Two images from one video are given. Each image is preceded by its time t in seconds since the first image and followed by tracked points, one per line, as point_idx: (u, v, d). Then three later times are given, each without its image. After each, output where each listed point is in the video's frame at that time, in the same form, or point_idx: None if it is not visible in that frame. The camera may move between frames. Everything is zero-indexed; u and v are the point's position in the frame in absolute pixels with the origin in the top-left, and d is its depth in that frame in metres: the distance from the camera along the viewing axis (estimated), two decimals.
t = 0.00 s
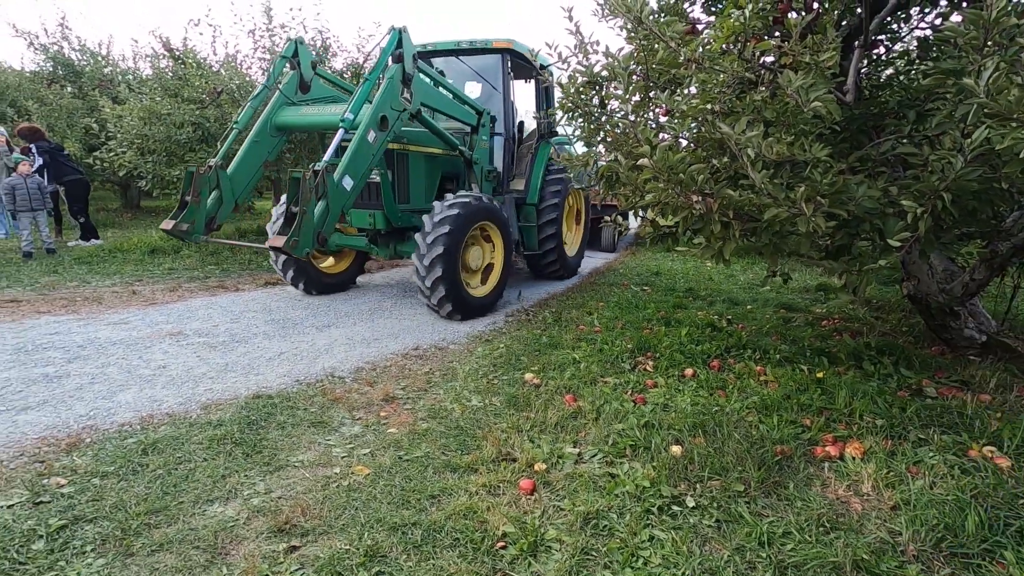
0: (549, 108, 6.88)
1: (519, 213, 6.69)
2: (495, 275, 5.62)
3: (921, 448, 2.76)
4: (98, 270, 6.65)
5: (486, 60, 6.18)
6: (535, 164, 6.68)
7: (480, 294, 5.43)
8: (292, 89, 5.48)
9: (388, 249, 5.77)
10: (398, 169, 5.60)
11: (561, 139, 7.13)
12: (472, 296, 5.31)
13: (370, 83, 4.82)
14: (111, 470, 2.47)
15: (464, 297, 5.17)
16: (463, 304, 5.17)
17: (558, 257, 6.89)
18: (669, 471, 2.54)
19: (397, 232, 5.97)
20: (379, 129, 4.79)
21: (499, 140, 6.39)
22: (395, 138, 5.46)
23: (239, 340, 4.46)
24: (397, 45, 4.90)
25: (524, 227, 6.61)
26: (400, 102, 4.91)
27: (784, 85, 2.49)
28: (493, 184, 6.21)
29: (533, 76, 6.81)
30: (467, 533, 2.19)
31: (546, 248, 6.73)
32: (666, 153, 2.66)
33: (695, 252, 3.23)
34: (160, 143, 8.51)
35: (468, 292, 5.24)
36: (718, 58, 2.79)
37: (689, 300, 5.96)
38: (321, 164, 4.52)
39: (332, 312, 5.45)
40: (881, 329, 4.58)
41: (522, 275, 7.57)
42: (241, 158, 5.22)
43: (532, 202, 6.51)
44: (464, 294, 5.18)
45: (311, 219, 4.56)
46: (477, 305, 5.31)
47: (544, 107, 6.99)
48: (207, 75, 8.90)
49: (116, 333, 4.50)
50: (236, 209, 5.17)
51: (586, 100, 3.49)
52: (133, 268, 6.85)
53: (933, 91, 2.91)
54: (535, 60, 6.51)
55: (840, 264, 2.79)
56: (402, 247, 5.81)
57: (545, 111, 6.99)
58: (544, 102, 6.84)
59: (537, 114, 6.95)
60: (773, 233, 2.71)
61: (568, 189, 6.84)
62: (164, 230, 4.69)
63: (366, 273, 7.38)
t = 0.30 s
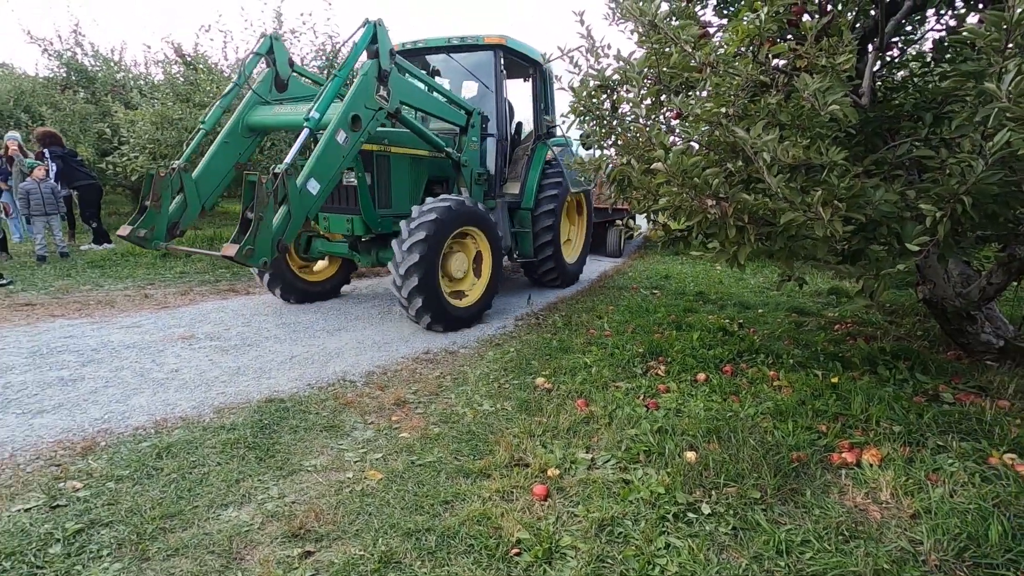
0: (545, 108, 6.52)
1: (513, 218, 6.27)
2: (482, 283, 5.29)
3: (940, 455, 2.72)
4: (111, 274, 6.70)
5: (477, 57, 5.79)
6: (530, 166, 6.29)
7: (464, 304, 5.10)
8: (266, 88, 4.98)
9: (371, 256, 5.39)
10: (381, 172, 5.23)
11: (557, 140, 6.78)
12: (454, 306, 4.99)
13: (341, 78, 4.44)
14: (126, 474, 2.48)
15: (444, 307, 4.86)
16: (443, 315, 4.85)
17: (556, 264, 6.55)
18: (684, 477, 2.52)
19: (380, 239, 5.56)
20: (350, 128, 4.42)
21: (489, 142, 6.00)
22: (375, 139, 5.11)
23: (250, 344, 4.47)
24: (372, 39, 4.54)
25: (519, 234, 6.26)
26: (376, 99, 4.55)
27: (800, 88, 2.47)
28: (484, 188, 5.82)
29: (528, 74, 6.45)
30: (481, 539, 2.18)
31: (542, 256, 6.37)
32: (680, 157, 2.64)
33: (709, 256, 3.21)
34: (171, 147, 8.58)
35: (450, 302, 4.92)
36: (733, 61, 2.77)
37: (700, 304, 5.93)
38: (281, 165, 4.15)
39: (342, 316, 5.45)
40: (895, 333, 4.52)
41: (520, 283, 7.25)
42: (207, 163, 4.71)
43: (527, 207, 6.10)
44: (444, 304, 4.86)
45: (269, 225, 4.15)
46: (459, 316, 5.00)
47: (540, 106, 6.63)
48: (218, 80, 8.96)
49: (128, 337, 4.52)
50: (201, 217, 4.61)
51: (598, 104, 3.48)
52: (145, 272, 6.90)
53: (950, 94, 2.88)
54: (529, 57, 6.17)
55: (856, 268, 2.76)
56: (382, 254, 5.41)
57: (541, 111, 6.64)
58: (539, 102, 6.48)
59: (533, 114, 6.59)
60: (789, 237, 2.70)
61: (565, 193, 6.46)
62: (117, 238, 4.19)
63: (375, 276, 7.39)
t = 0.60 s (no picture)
0: (542, 108, 6.23)
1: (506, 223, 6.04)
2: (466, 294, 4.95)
3: (961, 464, 2.68)
4: (125, 277, 6.77)
5: (469, 54, 5.52)
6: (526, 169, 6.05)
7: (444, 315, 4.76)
8: (237, 88, 4.85)
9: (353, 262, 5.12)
10: (360, 174, 4.90)
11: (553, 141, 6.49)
12: (435, 317, 4.67)
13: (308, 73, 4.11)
14: (143, 478, 2.50)
15: (420, 319, 4.52)
16: (422, 328, 4.53)
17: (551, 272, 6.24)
18: (700, 484, 2.50)
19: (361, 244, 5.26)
20: (318, 128, 4.11)
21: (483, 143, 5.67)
22: (352, 140, 4.80)
23: (263, 348, 4.49)
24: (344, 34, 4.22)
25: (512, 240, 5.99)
26: (349, 97, 4.23)
27: (818, 92, 2.44)
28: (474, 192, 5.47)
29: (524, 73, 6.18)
30: (496, 546, 2.17)
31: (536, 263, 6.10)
32: (696, 161, 2.62)
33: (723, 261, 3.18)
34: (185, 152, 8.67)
35: (428, 313, 4.58)
36: (749, 65, 2.74)
37: (711, 308, 5.89)
38: (239, 167, 3.80)
39: (354, 319, 5.46)
40: (911, 338, 4.46)
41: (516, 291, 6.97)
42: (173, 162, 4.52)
43: (521, 212, 5.87)
44: (421, 315, 4.53)
45: (220, 232, 3.81)
46: (438, 327, 4.66)
47: (537, 106, 6.35)
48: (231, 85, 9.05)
49: (143, 340, 4.56)
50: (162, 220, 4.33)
51: (611, 108, 3.47)
52: (159, 275, 6.97)
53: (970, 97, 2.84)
54: (525, 55, 5.90)
55: (875, 273, 2.72)
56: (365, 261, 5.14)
57: (539, 112, 6.36)
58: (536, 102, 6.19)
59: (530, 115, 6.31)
60: (806, 241, 2.67)
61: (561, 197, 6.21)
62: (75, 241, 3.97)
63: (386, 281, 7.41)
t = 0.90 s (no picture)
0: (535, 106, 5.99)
1: (499, 227, 5.76)
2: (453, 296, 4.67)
3: (983, 469, 2.63)
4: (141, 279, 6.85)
5: (458, 50, 5.31)
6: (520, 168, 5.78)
7: (433, 324, 4.53)
8: (207, 86, 4.70)
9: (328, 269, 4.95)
10: (333, 177, 4.64)
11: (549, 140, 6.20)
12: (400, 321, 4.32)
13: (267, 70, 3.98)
14: (160, 477, 2.52)
15: (405, 336, 4.29)
16: (380, 323, 4.15)
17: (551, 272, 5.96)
18: (715, 488, 2.47)
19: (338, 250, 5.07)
20: (278, 126, 3.90)
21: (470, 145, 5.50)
22: (325, 141, 4.57)
23: (277, 349, 4.52)
24: (309, 25, 4.05)
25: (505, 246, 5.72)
26: (313, 93, 4.02)
27: (835, 92, 2.42)
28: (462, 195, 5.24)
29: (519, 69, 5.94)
30: (510, 548, 2.16)
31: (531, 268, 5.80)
32: (711, 162, 2.60)
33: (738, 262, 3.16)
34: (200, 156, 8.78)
35: (410, 331, 4.32)
36: (764, 65, 2.72)
37: (724, 311, 5.85)
38: (187, 168, 3.61)
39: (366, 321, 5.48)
40: (929, 342, 4.39)
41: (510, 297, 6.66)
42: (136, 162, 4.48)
43: (514, 216, 5.58)
44: (403, 335, 4.28)
45: (162, 238, 3.61)
46: (427, 340, 4.45)
47: (533, 103, 6.10)
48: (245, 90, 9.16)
49: (158, 342, 4.60)
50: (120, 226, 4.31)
51: (624, 110, 3.46)
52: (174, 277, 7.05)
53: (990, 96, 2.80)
54: (518, 50, 5.65)
55: (893, 275, 2.69)
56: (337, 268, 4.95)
57: (534, 109, 6.12)
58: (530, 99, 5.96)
59: (525, 112, 6.07)
60: (823, 242, 2.65)
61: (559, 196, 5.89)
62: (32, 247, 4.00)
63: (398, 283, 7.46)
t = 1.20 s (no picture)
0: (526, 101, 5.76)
1: (487, 228, 5.58)
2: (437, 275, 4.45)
3: (1003, 472, 2.59)
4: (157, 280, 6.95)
5: (445, 43, 5.14)
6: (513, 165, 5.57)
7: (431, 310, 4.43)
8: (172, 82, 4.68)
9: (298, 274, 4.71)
10: (303, 176, 4.41)
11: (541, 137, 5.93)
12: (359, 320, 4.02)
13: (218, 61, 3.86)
14: (178, 472, 2.56)
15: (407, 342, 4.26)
16: (336, 315, 3.86)
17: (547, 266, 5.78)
18: (729, 488, 2.46)
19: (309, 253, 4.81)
20: (231, 122, 3.76)
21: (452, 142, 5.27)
22: (296, 137, 4.36)
23: (291, 348, 4.57)
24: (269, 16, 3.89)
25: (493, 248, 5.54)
26: (272, 87, 3.86)
27: (851, 90, 2.41)
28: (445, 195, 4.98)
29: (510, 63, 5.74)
30: (523, 546, 2.17)
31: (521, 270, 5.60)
32: (725, 161, 2.59)
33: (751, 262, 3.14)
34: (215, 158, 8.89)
35: (406, 341, 4.25)
36: (779, 64, 2.70)
37: (737, 312, 5.81)
38: (124, 167, 3.53)
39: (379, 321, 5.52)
40: (947, 344, 4.32)
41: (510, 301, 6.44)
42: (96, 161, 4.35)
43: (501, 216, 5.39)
44: (403, 346, 4.22)
45: (94, 240, 3.49)
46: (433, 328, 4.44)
47: (526, 98, 5.87)
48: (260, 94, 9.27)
49: (174, 341, 4.66)
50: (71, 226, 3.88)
51: (637, 109, 3.46)
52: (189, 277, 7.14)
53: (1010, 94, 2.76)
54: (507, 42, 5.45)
55: (910, 275, 2.67)
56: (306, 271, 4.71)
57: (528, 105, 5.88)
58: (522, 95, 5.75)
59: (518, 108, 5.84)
60: (838, 242, 2.62)
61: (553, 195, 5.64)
62: None
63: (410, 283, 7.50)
